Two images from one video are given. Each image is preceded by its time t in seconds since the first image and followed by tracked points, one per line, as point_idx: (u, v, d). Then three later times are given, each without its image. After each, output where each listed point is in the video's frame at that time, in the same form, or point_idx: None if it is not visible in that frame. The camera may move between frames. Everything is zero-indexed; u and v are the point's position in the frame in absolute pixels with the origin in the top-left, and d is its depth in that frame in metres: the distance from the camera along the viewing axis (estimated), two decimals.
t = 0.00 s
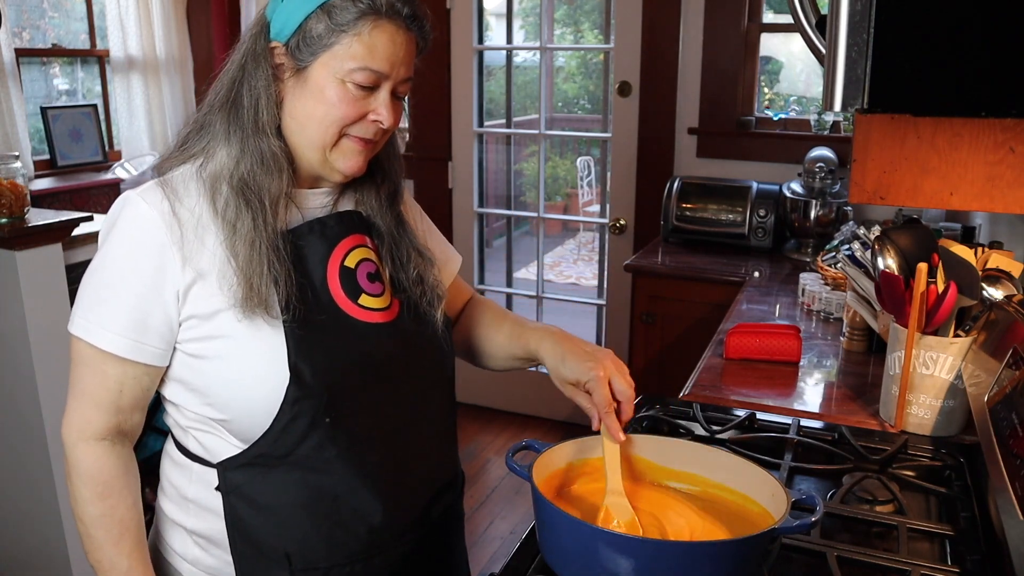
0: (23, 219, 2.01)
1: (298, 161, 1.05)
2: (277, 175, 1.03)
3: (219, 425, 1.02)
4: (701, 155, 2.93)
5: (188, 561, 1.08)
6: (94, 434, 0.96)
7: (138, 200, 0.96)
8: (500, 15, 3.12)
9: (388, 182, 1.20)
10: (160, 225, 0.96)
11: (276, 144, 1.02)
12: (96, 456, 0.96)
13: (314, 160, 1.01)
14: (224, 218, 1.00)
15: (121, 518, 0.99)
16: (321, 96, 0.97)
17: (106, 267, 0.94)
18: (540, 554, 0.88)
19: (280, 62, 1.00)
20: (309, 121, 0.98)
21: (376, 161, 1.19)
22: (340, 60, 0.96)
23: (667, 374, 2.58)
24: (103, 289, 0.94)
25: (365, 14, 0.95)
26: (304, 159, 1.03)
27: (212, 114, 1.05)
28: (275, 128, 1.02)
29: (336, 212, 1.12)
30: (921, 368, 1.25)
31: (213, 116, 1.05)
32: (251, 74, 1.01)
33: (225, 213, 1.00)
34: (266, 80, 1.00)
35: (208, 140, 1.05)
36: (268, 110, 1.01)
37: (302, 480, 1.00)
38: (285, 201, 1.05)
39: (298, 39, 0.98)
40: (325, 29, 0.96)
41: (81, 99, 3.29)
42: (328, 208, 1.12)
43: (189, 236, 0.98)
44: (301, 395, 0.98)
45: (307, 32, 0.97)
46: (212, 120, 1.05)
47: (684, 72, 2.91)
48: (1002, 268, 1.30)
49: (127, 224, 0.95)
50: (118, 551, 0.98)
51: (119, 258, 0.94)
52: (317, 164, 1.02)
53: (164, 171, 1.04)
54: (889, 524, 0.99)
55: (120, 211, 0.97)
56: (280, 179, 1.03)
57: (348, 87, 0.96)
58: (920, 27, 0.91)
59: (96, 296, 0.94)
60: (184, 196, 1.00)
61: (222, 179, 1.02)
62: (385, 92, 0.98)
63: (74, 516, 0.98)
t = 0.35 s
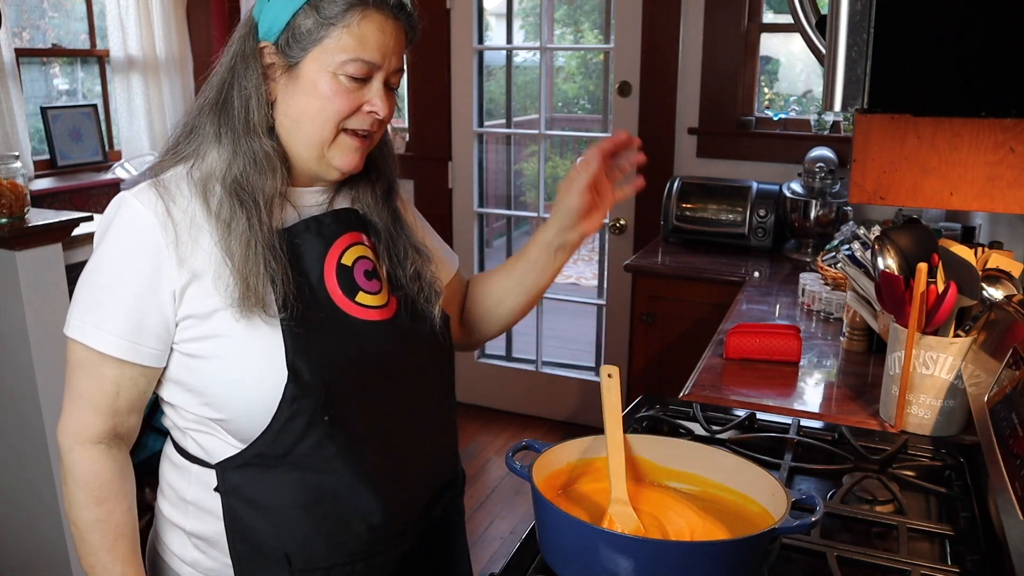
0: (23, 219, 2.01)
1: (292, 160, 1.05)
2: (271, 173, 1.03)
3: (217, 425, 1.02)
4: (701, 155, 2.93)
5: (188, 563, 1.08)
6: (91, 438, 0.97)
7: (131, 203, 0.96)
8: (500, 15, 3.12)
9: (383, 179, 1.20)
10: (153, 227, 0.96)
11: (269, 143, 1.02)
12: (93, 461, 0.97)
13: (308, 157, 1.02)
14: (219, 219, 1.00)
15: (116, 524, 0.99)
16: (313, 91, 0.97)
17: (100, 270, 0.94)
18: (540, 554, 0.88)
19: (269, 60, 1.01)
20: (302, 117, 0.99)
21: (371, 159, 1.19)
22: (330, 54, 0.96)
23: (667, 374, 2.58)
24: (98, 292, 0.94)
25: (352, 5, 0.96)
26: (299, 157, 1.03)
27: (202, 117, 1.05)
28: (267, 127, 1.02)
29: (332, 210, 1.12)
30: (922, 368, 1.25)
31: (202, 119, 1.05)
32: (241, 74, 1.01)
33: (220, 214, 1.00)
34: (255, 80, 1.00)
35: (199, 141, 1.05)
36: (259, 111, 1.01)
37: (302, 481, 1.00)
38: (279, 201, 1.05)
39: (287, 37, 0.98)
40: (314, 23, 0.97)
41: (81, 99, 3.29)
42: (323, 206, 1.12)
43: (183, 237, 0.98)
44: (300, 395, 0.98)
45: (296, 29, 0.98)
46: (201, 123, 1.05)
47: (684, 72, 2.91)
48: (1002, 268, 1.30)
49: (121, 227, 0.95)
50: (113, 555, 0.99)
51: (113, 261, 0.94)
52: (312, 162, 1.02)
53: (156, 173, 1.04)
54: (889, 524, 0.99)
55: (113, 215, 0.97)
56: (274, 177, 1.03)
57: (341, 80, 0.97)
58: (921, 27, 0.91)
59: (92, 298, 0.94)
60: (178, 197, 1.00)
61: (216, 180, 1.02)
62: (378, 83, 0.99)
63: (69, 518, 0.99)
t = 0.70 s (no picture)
0: (23, 219, 2.01)
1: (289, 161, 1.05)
2: (269, 176, 1.03)
3: (219, 428, 1.02)
4: (701, 155, 2.93)
5: (190, 567, 1.08)
6: (89, 445, 0.97)
7: (126, 207, 0.96)
8: (500, 15, 3.12)
9: (379, 178, 1.20)
10: (150, 232, 0.96)
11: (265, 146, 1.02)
12: (91, 470, 0.98)
13: (307, 159, 1.02)
14: (216, 223, 1.00)
15: (110, 533, 1.00)
16: (310, 93, 0.97)
17: (98, 276, 0.94)
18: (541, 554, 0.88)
19: (263, 63, 1.00)
20: (300, 119, 0.99)
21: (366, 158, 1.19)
22: (325, 54, 0.96)
23: (667, 374, 2.57)
24: (97, 298, 0.94)
25: (346, 5, 0.96)
26: (296, 159, 1.03)
27: (196, 120, 1.05)
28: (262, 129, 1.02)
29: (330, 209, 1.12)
30: (921, 368, 1.25)
31: (196, 122, 1.05)
32: (236, 78, 1.01)
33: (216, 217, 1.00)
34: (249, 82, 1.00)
35: (194, 145, 1.05)
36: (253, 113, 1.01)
37: (302, 481, 1.00)
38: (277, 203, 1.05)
39: (281, 38, 0.98)
40: (308, 24, 0.96)
41: (81, 99, 3.29)
42: (321, 207, 1.11)
43: (182, 241, 0.98)
44: (303, 397, 0.98)
45: (289, 30, 0.98)
46: (195, 126, 1.05)
47: (684, 72, 2.91)
48: (1001, 268, 1.30)
49: (117, 232, 0.95)
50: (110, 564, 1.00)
51: (111, 267, 0.94)
52: (311, 163, 1.02)
53: (151, 177, 1.03)
54: (889, 524, 0.99)
55: (109, 220, 0.97)
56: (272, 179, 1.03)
57: (337, 80, 0.97)
58: (921, 27, 0.91)
59: (90, 305, 0.94)
60: (174, 201, 1.00)
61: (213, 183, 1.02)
62: (375, 82, 0.99)
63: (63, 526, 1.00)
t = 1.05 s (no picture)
0: (23, 219, 2.01)
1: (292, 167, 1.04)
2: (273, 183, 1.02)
3: (229, 433, 1.01)
4: (701, 155, 2.94)
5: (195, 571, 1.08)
6: (92, 457, 0.96)
7: (128, 214, 0.95)
8: (500, 15, 3.12)
9: (375, 176, 1.22)
10: (154, 239, 0.94)
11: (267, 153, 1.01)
12: (93, 482, 0.97)
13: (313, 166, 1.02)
14: (220, 230, 0.99)
15: (112, 545, 1.00)
16: (315, 104, 0.97)
17: (100, 283, 0.93)
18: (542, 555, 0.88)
19: (265, 71, 0.99)
20: (307, 130, 0.98)
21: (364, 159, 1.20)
22: (332, 65, 0.96)
23: (666, 374, 2.57)
24: (100, 306, 0.92)
25: (352, 17, 0.95)
26: (300, 166, 1.03)
27: (194, 125, 1.04)
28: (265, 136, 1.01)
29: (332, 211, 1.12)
30: (922, 368, 1.25)
31: (194, 128, 1.03)
32: (236, 84, 0.99)
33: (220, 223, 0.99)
34: (251, 89, 0.99)
35: (194, 150, 1.03)
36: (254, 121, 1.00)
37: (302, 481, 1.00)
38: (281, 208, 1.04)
39: (285, 48, 0.97)
40: (313, 35, 0.95)
41: (81, 100, 3.29)
42: (323, 209, 1.12)
43: (187, 249, 0.97)
44: (314, 400, 0.98)
45: (293, 40, 0.96)
46: (193, 131, 1.03)
47: (684, 72, 2.91)
48: (1001, 268, 1.30)
49: (119, 239, 0.94)
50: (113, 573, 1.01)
51: (115, 274, 0.93)
52: (316, 169, 1.03)
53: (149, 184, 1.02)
54: (889, 524, 0.99)
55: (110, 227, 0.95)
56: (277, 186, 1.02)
57: (344, 92, 0.97)
58: (921, 27, 0.91)
59: (93, 312, 0.92)
60: (176, 206, 0.98)
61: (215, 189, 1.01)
62: (379, 92, 0.99)
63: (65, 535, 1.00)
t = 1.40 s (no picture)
0: (23, 219, 2.01)
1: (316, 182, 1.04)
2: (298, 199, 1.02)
3: (254, 437, 1.02)
4: (701, 155, 2.94)
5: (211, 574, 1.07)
6: (108, 468, 0.95)
7: (153, 221, 0.93)
8: (500, 15, 3.12)
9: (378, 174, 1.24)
10: (182, 247, 0.93)
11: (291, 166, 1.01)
12: (110, 494, 0.95)
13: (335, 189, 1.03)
14: (244, 241, 0.98)
15: (123, 555, 0.99)
16: (344, 142, 0.98)
17: (124, 291, 0.91)
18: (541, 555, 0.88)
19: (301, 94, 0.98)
20: (335, 162, 1.00)
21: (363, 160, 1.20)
22: (366, 113, 0.96)
23: (666, 374, 2.57)
24: (125, 314, 0.91)
25: (399, 70, 0.95)
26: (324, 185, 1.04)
27: (216, 128, 1.01)
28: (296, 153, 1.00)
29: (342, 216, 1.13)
30: (921, 368, 1.25)
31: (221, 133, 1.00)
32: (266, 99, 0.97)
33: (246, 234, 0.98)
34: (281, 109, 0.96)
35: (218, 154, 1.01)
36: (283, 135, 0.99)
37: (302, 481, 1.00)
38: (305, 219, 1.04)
39: (326, 82, 0.96)
40: (356, 77, 0.95)
41: (81, 100, 3.28)
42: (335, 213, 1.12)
43: (215, 259, 0.95)
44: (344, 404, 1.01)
45: (334, 76, 0.95)
46: (214, 135, 1.01)
47: (684, 72, 2.91)
48: (1001, 268, 1.30)
49: (146, 247, 0.91)
50: None
51: (142, 284, 0.91)
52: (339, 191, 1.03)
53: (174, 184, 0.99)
54: (889, 524, 1.00)
55: (132, 232, 0.92)
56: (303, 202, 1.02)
57: (374, 138, 0.98)
58: (921, 27, 0.91)
59: (117, 320, 0.90)
60: (200, 212, 0.97)
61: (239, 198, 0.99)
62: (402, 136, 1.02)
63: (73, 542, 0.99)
